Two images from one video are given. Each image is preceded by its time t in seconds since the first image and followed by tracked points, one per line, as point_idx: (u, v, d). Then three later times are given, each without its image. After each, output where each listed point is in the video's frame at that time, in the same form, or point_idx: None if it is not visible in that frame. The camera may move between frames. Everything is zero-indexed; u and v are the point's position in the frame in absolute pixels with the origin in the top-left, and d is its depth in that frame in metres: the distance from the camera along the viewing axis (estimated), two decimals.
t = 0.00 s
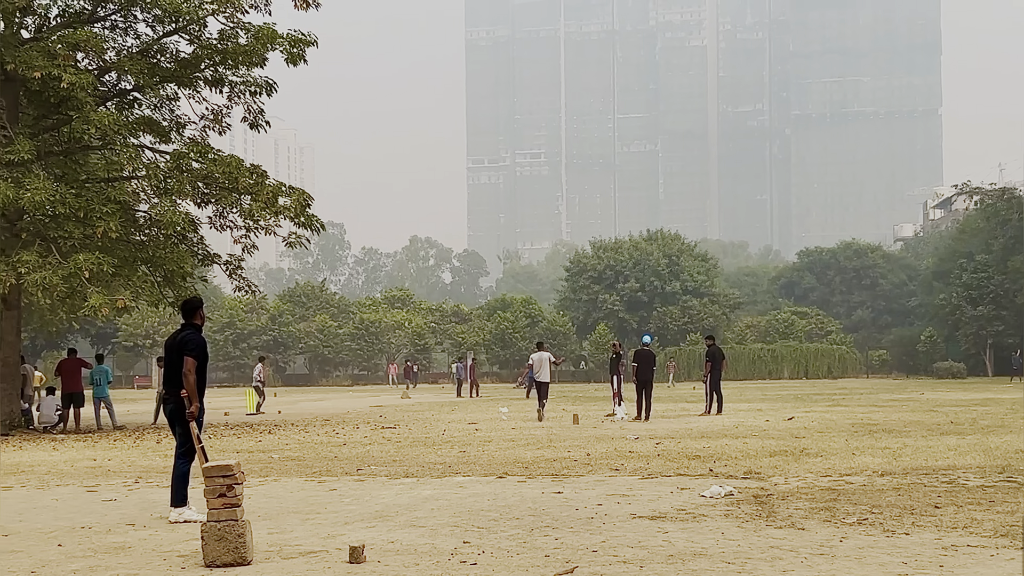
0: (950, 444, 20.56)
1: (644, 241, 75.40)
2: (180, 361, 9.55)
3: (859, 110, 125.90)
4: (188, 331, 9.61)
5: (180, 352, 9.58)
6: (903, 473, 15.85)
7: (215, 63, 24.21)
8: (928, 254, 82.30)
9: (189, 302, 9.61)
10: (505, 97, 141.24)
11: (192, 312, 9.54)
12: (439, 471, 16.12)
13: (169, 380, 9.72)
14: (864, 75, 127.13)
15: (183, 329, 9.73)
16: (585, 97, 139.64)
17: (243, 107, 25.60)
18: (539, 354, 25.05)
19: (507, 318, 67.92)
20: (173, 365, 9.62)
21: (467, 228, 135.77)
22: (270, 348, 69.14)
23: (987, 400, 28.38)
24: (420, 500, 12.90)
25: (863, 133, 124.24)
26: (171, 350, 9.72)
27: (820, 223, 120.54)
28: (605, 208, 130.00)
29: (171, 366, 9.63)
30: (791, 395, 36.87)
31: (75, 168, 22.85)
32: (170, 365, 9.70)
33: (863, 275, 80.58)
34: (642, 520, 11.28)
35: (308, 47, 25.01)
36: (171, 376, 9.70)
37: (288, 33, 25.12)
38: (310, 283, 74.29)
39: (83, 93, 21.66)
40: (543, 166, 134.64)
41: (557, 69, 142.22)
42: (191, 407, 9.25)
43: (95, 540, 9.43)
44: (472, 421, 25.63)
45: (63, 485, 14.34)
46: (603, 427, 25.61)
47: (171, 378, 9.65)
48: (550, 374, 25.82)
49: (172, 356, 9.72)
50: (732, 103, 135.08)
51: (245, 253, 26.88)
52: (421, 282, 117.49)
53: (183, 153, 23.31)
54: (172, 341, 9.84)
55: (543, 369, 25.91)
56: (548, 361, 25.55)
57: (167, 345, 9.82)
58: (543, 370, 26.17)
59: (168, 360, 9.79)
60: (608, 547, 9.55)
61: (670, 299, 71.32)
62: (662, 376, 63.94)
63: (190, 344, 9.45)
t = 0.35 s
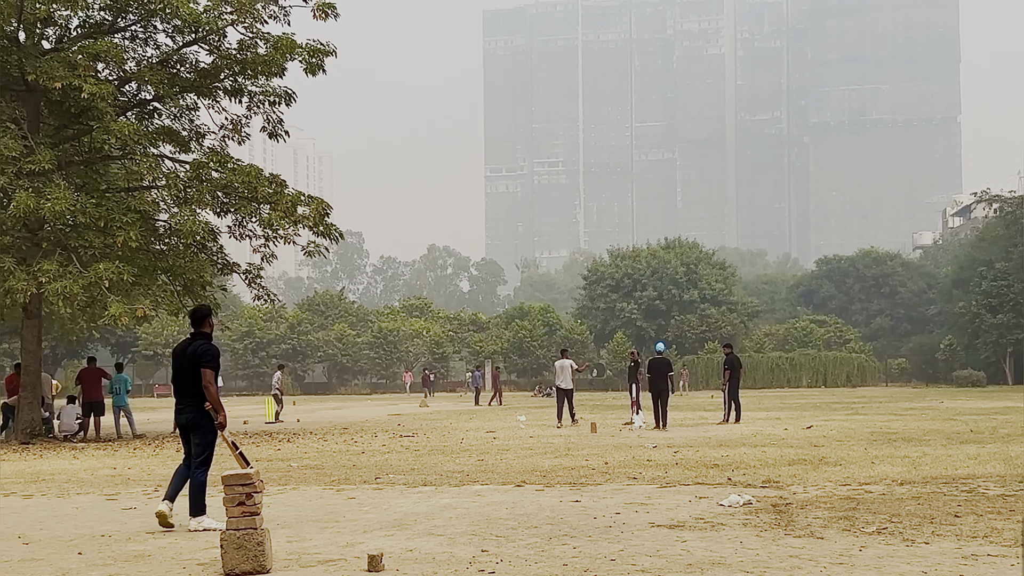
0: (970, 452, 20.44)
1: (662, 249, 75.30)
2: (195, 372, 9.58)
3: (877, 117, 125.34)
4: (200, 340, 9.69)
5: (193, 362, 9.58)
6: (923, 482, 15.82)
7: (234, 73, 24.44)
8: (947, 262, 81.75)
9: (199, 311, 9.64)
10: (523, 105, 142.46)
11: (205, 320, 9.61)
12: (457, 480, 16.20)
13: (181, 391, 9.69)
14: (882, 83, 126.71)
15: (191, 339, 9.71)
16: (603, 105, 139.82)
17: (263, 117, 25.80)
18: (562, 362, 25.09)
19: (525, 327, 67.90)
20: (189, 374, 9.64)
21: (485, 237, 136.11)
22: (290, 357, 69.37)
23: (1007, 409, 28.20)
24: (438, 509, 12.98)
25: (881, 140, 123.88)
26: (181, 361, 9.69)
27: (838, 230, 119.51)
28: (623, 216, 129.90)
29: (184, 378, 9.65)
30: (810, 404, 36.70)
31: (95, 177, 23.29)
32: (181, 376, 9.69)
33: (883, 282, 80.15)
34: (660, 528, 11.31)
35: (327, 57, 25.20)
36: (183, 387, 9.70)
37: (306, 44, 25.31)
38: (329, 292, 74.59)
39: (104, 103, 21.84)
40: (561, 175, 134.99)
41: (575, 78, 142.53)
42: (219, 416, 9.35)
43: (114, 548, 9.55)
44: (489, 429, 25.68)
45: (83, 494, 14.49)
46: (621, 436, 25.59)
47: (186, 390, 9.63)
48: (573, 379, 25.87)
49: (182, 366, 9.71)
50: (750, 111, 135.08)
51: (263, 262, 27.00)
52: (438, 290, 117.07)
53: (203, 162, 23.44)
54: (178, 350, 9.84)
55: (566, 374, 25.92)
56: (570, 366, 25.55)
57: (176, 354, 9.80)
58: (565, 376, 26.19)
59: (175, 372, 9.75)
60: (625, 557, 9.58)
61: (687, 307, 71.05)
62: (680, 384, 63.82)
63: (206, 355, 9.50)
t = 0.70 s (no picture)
0: (977, 454, 20.40)
1: (667, 250, 75.27)
2: (186, 374, 9.56)
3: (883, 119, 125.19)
4: (188, 343, 9.66)
5: (184, 365, 9.55)
6: (930, 483, 15.80)
7: (240, 75, 24.48)
8: (953, 264, 81.46)
9: (185, 315, 9.66)
10: (528, 107, 142.61)
11: (192, 323, 9.63)
12: (463, 482, 16.20)
13: (171, 397, 9.62)
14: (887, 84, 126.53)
15: (178, 343, 9.69)
16: (608, 107, 139.84)
17: (268, 120, 25.83)
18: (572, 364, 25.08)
19: (530, 329, 67.83)
20: (181, 377, 9.57)
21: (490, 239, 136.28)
22: (295, 359, 69.45)
23: (1013, 410, 28.17)
24: (443, 510, 12.98)
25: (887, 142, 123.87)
26: (169, 366, 9.64)
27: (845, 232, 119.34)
28: (628, 218, 129.99)
29: (175, 381, 9.60)
30: (816, 406, 36.63)
31: (101, 180, 23.35)
32: (171, 379, 9.63)
33: (889, 284, 80.07)
34: (666, 531, 11.29)
35: (332, 59, 25.24)
36: (175, 392, 9.64)
37: (312, 46, 25.35)
38: (334, 294, 74.67)
39: (110, 106, 21.85)
40: (566, 177, 135.09)
41: (580, 80, 142.59)
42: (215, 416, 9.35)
43: (120, 551, 9.57)
44: (495, 431, 25.66)
45: (88, 496, 14.48)
46: (627, 437, 25.57)
47: (178, 395, 9.59)
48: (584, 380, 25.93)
49: (171, 371, 9.64)
50: (756, 112, 135.10)
51: (269, 264, 27.00)
52: (443, 292, 117.30)
53: (209, 165, 23.47)
54: (164, 354, 9.77)
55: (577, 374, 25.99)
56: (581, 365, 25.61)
57: (163, 360, 9.72)
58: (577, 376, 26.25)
59: (164, 378, 9.66)
60: (631, 559, 9.57)
61: (693, 309, 71.02)
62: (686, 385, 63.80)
63: (196, 358, 9.48)
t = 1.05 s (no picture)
0: (975, 450, 20.40)
1: (666, 247, 75.24)
2: (163, 368, 9.60)
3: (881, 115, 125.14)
4: (166, 338, 9.70)
5: (159, 359, 9.63)
6: (928, 479, 15.80)
7: (238, 71, 24.46)
8: (952, 260, 81.41)
9: (164, 310, 9.68)
10: (526, 104, 142.53)
11: (170, 318, 9.65)
12: (462, 478, 16.21)
13: (148, 393, 9.67)
14: (885, 80, 126.46)
15: (157, 338, 9.75)
16: (606, 103, 139.68)
17: (266, 116, 25.80)
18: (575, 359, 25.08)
19: (529, 326, 67.82)
20: (156, 372, 9.63)
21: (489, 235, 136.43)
22: (294, 355, 69.38)
23: (1011, 405, 28.19)
24: (442, 507, 12.99)
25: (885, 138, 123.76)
26: (147, 359, 9.72)
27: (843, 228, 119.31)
28: (627, 215, 129.96)
29: (152, 376, 9.66)
30: (815, 402, 36.65)
31: (99, 176, 23.35)
32: (149, 374, 9.69)
33: (887, 280, 80.15)
34: (665, 528, 11.30)
35: (330, 55, 25.22)
36: (152, 388, 9.69)
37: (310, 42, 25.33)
38: (333, 292, 74.60)
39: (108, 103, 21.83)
40: (564, 173, 135.19)
41: (578, 76, 142.45)
42: (180, 412, 9.37)
43: (120, 547, 9.58)
44: (494, 428, 25.67)
45: (87, 493, 14.50)
46: (626, 434, 25.59)
47: (154, 392, 9.62)
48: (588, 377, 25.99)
49: (150, 366, 9.70)
50: (754, 109, 134.98)
51: (267, 261, 26.97)
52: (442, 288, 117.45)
53: (207, 161, 23.42)
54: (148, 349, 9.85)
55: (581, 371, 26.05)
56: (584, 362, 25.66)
57: (144, 354, 9.79)
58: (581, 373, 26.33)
59: (143, 372, 9.74)
60: (630, 555, 9.58)
61: (691, 305, 71.07)
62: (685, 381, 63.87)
63: (171, 351, 9.55)
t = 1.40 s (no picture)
0: (970, 443, 20.42)
1: (662, 240, 75.19)
2: (144, 362, 9.63)
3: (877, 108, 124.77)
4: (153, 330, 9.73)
5: (142, 352, 9.67)
6: (924, 472, 15.81)
7: (234, 63, 24.40)
8: (947, 254, 81.44)
9: (153, 302, 9.74)
10: (523, 96, 142.36)
11: (157, 309, 9.65)
12: (457, 470, 16.20)
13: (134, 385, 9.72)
14: (881, 72, 125.95)
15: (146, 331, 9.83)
16: (602, 96, 139.48)
17: (262, 108, 25.73)
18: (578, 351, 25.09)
19: (525, 318, 67.85)
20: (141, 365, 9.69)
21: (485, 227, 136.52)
22: (290, 347, 69.32)
23: (1007, 399, 28.20)
24: (437, 499, 12.97)
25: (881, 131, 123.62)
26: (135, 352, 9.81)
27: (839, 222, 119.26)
28: (623, 208, 130.01)
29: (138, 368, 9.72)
30: (810, 395, 36.68)
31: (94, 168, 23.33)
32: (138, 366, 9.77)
33: (883, 273, 80.27)
34: (661, 520, 11.30)
35: (326, 47, 25.16)
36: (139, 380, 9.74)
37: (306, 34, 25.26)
38: (328, 284, 74.56)
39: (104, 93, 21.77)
40: (560, 166, 135.20)
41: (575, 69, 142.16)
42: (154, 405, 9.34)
43: (115, 539, 9.55)
44: (489, 420, 25.69)
45: (83, 484, 14.50)
46: (621, 426, 25.61)
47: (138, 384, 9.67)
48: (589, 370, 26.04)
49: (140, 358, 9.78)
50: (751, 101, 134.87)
51: (263, 253, 26.91)
52: (438, 281, 117.46)
53: (203, 153, 23.35)
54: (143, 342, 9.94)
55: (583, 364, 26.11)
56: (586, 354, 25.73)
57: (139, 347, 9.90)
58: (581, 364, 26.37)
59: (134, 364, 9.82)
60: (625, 547, 9.58)
61: (687, 298, 71.08)
62: (680, 374, 63.99)
63: (152, 343, 9.55)
